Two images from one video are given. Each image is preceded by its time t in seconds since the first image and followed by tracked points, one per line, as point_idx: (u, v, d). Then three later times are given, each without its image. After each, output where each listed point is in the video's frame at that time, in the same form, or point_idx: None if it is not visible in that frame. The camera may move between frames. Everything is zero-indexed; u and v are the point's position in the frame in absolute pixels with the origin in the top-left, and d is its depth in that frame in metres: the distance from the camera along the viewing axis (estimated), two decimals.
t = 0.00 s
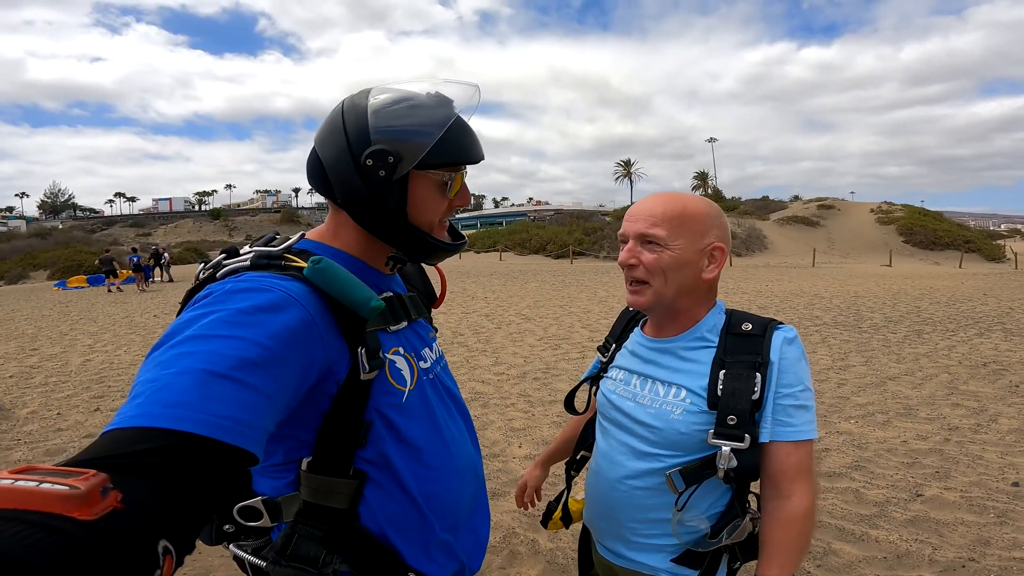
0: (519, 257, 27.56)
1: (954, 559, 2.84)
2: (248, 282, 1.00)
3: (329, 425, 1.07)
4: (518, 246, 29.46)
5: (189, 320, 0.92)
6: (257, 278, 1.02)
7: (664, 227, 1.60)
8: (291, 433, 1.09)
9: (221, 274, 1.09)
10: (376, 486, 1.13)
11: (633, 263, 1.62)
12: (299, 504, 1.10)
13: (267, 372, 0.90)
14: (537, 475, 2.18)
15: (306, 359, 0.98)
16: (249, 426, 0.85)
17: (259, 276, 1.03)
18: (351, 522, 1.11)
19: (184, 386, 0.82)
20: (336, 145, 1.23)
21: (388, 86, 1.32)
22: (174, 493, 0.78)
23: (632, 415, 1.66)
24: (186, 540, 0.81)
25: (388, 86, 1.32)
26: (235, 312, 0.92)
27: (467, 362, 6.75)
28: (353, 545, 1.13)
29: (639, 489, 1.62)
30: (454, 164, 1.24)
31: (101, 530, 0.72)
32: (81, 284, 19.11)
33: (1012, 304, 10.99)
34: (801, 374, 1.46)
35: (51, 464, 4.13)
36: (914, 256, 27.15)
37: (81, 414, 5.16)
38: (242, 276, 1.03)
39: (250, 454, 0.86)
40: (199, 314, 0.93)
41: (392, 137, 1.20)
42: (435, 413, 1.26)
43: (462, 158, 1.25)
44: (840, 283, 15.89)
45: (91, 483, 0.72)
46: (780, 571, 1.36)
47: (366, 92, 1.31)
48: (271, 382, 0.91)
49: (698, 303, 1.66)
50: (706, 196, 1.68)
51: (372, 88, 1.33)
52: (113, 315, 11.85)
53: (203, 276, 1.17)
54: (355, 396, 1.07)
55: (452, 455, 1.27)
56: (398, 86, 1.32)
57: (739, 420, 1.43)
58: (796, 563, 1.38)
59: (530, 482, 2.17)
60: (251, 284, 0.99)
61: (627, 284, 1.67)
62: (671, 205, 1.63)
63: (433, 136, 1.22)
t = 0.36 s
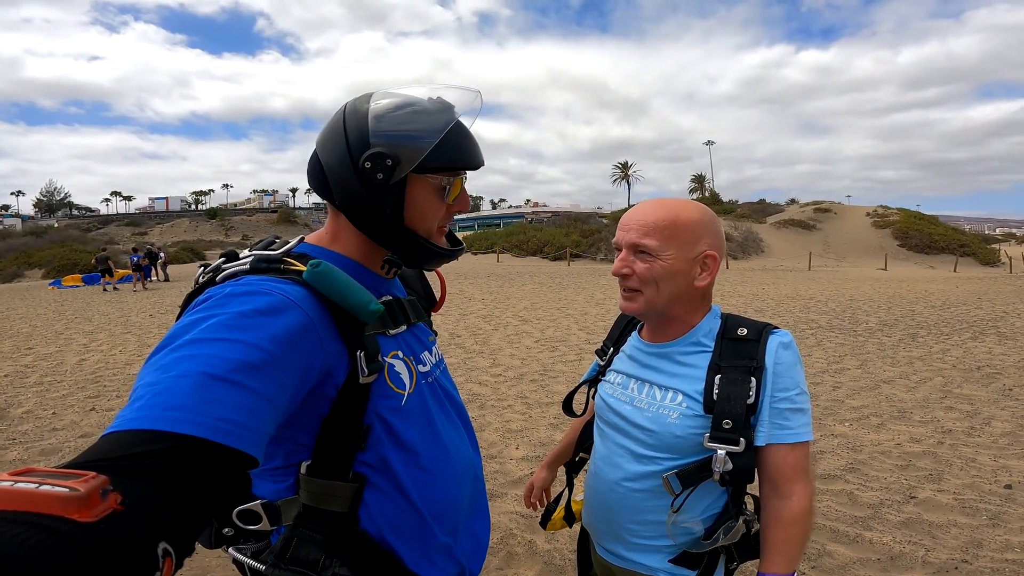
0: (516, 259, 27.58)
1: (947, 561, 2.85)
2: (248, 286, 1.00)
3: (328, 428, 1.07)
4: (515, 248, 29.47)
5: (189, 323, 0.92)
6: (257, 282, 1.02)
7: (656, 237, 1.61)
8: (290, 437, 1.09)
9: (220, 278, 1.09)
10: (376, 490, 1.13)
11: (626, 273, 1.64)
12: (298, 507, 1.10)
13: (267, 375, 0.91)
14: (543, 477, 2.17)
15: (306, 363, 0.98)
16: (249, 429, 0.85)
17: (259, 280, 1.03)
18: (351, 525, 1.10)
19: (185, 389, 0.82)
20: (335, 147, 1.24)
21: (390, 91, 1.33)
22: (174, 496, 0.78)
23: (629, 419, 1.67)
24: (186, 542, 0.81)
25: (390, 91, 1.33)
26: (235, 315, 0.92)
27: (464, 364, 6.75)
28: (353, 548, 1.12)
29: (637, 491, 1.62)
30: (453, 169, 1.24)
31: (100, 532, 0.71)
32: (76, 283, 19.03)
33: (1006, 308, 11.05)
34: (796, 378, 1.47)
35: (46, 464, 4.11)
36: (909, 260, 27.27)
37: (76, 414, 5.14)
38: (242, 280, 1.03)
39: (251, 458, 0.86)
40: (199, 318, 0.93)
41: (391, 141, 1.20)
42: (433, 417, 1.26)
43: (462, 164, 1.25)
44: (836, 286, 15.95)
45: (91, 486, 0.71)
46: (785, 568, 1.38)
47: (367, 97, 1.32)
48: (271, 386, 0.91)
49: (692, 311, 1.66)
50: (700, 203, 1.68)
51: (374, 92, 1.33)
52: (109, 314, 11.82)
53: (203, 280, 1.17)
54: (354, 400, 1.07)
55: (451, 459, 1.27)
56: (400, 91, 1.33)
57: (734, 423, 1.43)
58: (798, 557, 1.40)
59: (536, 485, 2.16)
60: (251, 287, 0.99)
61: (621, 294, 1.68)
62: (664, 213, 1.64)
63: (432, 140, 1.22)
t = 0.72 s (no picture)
0: (513, 261, 27.58)
1: (943, 560, 2.86)
2: (247, 286, 1.00)
3: (327, 429, 1.07)
4: (512, 250, 29.47)
5: (189, 323, 0.92)
6: (257, 281, 1.02)
7: (653, 239, 1.61)
8: (290, 437, 1.09)
9: (220, 278, 1.09)
10: (376, 490, 1.13)
11: (626, 273, 1.64)
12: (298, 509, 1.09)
13: (267, 375, 0.90)
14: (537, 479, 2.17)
15: (306, 362, 0.98)
16: (248, 428, 0.85)
17: (259, 280, 1.03)
18: (351, 527, 1.10)
19: (184, 389, 0.82)
20: (340, 147, 1.24)
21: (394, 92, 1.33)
22: (175, 495, 0.78)
23: (627, 419, 1.67)
24: (186, 542, 0.80)
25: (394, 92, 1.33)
26: (235, 315, 0.92)
27: (461, 366, 6.74)
28: (352, 549, 1.12)
29: (635, 492, 1.63)
30: (456, 170, 1.24)
31: (102, 531, 0.72)
32: (71, 283, 18.94)
33: (1001, 310, 11.10)
34: (792, 379, 1.48)
35: (43, 466, 4.09)
36: (904, 261, 27.39)
37: (72, 416, 5.12)
38: (242, 280, 1.03)
39: (250, 457, 0.86)
40: (199, 318, 0.93)
41: (395, 140, 1.20)
42: (433, 417, 1.26)
43: (465, 165, 1.25)
44: (831, 287, 16.00)
45: (91, 484, 0.71)
46: (768, 568, 1.38)
47: (372, 97, 1.32)
48: (271, 385, 0.91)
49: (690, 311, 1.67)
50: (699, 204, 1.68)
51: (378, 93, 1.33)
52: (104, 315, 11.75)
53: (203, 280, 1.17)
54: (355, 400, 1.07)
55: (451, 460, 1.27)
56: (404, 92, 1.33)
57: (731, 424, 1.44)
58: (786, 557, 1.40)
59: (529, 486, 2.16)
60: (251, 287, 0.99)
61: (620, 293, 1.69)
62: (664, 214, 1.64)
63: (435, 140, 1.22)
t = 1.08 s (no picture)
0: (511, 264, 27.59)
1: (938, 564, 2.87)
2: (245, 294, 1.00)
3: (327, 434, 1.06)
4: (510, 253, 29.48)
5: (187, 332, 0.92)
6: (254, 290, 1.02)
7: (666, 247, 1.59)
8: (289, 443, 1.08)
9: (217, 286, 1.09)
10: (375, 496, 1.12)
11: (639, 286, 1.59)
12: (298, 514, 1.09)
13: (266, 382, 0.90)
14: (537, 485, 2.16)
15: (304, 368, 0.98)
16: (248, 435, 0.85)
17: (256, 288, 1.03)
18: (351, 532, 1.09)
19: (184, 397, 0.82)
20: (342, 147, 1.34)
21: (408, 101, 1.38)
22: (177, 502, 0.77)
23: (623, 426, 1.67)
24: (188, 549, 0.80)
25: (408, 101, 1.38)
26: (234, 323, 0.92)
27: (459, 369, 6.73)
28: (352, 556, 1.11)
29: (632, 497, 1.62)
30: (416, 159, 1.20)
31: (103, 539, 0.71)
32: (68, 283, 18.89)
33: (996, 315, 11.12)
34: (786, 386, 1.48)
35: (37, 467, 4.07)
36: (900, 266, 27.45)
37: (68, 416, 5.09)
38: (239, 288, 1.03)
39: (251, 464, 0.86)
40: (197, 326, 0.93)
41: (368, 132, 1.25)
42: (431, 422, 1.26)
43: (427, 156, 1.20)
44: (828, 292, 16.03)
45: (93, 492, 0.71)
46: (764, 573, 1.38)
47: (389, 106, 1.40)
48: (270, 392, 0.91)
49: (689, 316, 1.68)
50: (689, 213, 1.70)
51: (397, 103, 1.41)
52: (100, 316, 11.72)
53: (199, 288, 1.16)
54: (353, 406, 1.07)
55: (449, 464, 1.27)
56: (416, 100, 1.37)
57: (726, 430, 1.45)
58: (780, 563, 1.40)
59: (529, 492, 2.15)
60: (248, 295, 0.99)
61: (631, 307, 1.63)
62: (664, 220, 1.63)
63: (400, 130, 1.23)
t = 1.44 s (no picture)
0: (500, 273, 27.61)
1: (933, 563, 2.88)
2: (244, 297, 0.99)
3: (325, 439, 1.05)
4: (500, 262, 29.52)
5: (186, 334, 0.91)
6: (253, 294, 1.01)
7: (656, 265, 1.59)
8: (288, 447, 1.07)
9: (216, 291, 1.08)
10: (375, 500, 1.11)
11: (637, 309, 1.58)
12: (297, 518, 1.07)
13: (266, 384, 0.89)
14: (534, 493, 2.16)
15: (302, 371, 0.97)
16: (250, 435, 0.84)
17: (255, 292, 1.02)
18: (350, 536, 1.08)
19: (185, 396, 0.81)
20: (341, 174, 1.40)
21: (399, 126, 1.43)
22: (181, 500, 0.76)
23: (615, 431, 1.67)
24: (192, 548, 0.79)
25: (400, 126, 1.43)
26: (233, 325, 0.91)
27: (451, 378, 6.71)
28: (352, 561, 1.10)
29: (628, 500, 1.62)
30: (391, 161, 1.23)
31: (107, 535, 0.70)
32: (52, 296, 18.62)
33: (980, 317, 11.29)
34: (772, 385, 1.49)
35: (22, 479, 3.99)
36: (885, 270, 27.80)
37: (53, 429, 5.00)
38: (238, 292, 1.02)
39: (252, 465, 0.85)
40: (196, 328, 0.92)
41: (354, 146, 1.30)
42: (429, 426, 1.26)
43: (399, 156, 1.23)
44: (815, 297, 16.19)
45: (96, 489, 0.70)
46: (760, 570, 1.38)
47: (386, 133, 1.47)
48: (270, 394, 0.90)
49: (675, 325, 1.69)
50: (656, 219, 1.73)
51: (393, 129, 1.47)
52: (85, 328, 11.54)
53: (198, 293, 1.15)
54: (352, 410, 1.06)
55: (447, 468, 1.27)
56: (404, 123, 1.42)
57: (715, 431, 1.46)
58: (776, 560, 1.40)
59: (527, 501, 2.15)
60: (247, 299, 0.98)
61: (629, 330, 1.62)
62: (646, 236, 1.63)
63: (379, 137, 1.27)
